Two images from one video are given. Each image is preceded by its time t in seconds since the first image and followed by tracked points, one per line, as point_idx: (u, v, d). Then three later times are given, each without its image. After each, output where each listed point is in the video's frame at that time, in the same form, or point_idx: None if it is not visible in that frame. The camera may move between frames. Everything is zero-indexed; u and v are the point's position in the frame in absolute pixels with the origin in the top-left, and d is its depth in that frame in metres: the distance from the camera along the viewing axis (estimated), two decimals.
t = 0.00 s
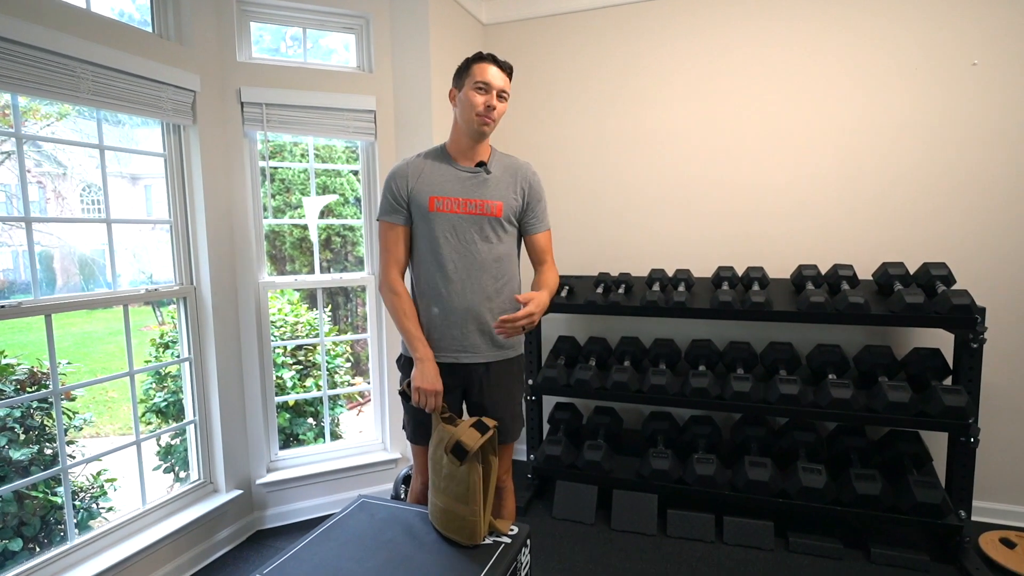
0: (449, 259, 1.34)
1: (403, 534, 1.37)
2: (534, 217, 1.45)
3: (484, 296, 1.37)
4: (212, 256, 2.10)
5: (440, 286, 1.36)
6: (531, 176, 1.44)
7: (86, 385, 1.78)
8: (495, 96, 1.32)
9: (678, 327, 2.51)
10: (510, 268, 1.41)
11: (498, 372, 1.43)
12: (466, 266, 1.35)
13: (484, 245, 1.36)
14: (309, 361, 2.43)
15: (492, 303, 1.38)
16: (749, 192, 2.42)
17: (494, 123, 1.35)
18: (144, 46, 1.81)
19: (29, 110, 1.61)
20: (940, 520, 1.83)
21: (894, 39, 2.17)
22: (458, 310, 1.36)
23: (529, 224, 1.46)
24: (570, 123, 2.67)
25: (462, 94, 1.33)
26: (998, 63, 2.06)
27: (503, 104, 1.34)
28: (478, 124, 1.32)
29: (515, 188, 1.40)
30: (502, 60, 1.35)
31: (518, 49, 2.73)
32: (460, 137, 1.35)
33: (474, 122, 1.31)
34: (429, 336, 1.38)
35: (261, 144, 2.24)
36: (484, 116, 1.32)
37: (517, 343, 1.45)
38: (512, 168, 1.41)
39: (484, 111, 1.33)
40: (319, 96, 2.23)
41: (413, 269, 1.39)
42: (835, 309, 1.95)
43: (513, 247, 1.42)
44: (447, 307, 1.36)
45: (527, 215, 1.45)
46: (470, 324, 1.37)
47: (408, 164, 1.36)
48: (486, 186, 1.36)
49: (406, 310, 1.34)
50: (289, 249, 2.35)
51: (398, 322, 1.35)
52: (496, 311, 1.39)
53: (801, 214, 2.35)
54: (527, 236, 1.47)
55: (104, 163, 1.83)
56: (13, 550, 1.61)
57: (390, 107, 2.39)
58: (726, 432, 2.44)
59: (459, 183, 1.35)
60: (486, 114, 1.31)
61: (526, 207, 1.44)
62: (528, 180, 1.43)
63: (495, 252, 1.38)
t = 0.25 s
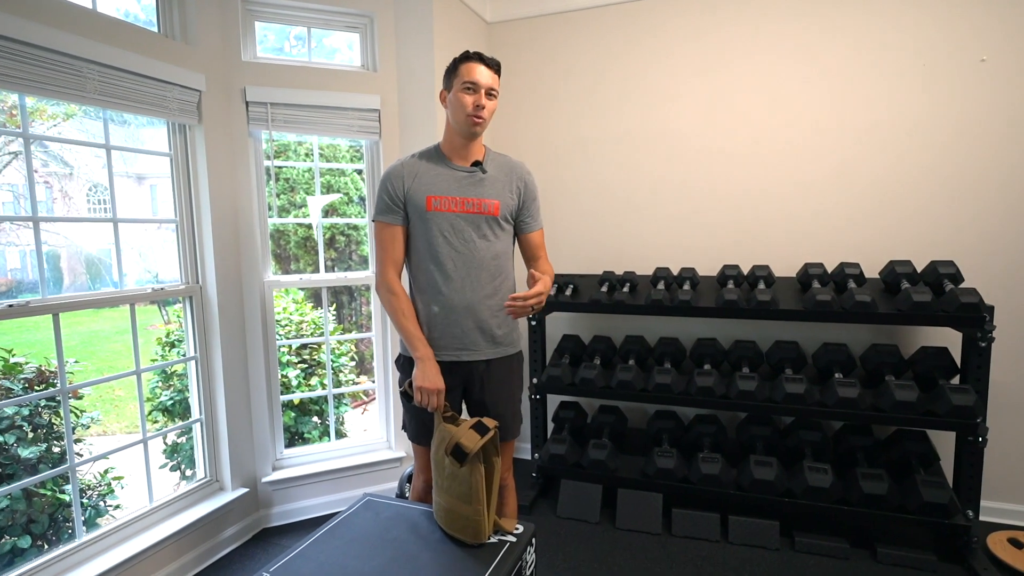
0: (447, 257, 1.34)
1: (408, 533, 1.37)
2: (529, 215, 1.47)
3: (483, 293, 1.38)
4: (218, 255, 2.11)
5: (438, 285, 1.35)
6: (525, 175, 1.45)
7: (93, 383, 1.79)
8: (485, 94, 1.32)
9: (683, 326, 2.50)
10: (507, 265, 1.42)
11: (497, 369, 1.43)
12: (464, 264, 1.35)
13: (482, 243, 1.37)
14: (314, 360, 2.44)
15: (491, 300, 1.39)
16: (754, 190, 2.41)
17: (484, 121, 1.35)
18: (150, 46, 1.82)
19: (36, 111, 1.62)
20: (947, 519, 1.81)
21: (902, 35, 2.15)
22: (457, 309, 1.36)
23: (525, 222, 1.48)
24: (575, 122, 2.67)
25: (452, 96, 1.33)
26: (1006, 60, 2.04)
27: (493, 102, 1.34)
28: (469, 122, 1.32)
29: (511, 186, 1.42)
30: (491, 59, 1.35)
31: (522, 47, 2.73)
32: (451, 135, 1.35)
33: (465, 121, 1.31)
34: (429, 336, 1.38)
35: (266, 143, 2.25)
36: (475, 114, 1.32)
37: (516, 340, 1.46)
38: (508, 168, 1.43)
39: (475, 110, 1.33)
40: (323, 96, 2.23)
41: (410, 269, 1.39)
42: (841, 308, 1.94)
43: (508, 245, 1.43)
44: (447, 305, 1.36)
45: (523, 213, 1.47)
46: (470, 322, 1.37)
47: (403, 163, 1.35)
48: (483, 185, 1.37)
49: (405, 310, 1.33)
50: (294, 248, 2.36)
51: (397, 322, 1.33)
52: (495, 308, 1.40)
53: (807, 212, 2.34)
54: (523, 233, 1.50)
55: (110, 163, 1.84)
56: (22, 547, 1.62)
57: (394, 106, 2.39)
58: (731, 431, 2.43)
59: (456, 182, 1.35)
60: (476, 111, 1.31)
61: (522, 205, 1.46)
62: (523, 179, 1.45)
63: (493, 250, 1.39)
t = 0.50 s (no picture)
0: (453, 256, 1.34)
1: (415, 532, 1.37)
2: (527, 214, 1.50)
3: (489, 291, 1.39)
4: (225, 254, 2.11)
5: (444, 284, 1.35)
6: (523, 174, 1.48)
7: (102, 382, 1.80)
8: (483, 92, 1.32)
9: (689, 325, 2.49)
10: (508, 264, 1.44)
11: (502, 365, 1.45)
12: (470, 262, 1.36)
13: (486, 242, 1.38)
14: (320, 359, 2.44)
15: (495, 298, 1.41)
16: (761, 188, 2.39)
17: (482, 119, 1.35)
18: (157, 46, 1.83)
19: (45, 111, 1.63)
20: (957, 519, 1.80)
21: (910, 32, 2.14)
22: (464, 308, 1.36)
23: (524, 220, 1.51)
24: (580, 121, 2.66)
25: (450, 95, 1.34)
26: (1017, 56, 2.02)
27: (491, 99, 1.35)
28: (467, 121, 1.32)
29: (510, 186, 1.44)
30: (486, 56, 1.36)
31: (527, 46, 2.72)
32: (450, 135, 1.36)
33: (465, 120, 1.32)
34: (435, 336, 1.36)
35: (273, 143, 2.25)
36: (474, 113, 1.32)
37: (518, 336, 1.48)
38: (507, 168, 1.45)
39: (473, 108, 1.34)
40: (329, 95, 2.23)
41: (413, 269, 1.37)
42: (849, 306, 1.93)
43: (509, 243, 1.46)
44: (453, 305, 1.35)
45: (522, 211, 1.49)
46: (476, 320, 1.38)
47: (404, 163, 1.33)
48: (486, 184, 1.38)
49: (410, 310, 1.31)
50: (300, 247, 2.36)
51: (402, 323, 1.31)
52: (499, 305, 1.42)
53: (815, 210, 2.33)
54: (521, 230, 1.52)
55: (118, 163, 1.85)
56: (33, 544, 1.63)
57: (400, 105, 2.39)
58: (738, 430, 2.42)
59: (459, 181, 1.35)
60: (475, 110, 1.32)
61: (521, 204, 1.49)
62: (521, 179, 1.48)
63: (497, 248, 1.40)
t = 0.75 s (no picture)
0: (458, 255, 1.34)
1: (423, 530, 1.38)
2: (527, 214, 1.51)
3: (494, 289, 1.40)
4: (232, 253, 2.12)
5: (450, 283, 1.35)
6: (524, 173, 1.49)
7: (111, 380, 1.81)
8: (479, 89, 1.31)
9: (696, 323, 2.48)
10: (511, 262, 1.45)
11: (509, 363, 1.45)
12: (475, 261, 1.36)
13: (491, 240, 1.38)
14: (327, 358, 2.45)
15: (500, 296, 1.41)
16: (768, 186, 2.38)
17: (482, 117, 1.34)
18: (164, 46, 1.83)
19: (54, 112, 1.64)
20: (967, 520, 1.79)
21: (920, 28, 2.12)
22: (471, 306, 1.36)
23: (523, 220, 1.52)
24: (586, 119, 2.66)
25: (446, 97, 1.33)
26: None
27: (489, 95, 1.34)
28: (466, 120, 1.32)
29: (512, 185, 1.44)
30: (480, 53, 1.35)
31: (533, 44, 2.72)
32: (450, 135, 1.36)
33: (464, 119, 1.32)
34: (441, 335, 1.36)
35: (279, 142, 2.26)
36: (473, 111, 1.32)
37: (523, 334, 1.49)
38: (508, 167, 1.45)
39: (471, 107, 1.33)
40: (336, 94, 2.23)
41: (417, 270, 1.37)
42: (858, 305, 1.92)
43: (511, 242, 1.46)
44: (460, 304, 1.35)
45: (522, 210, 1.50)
46: (482, 318, 1.38)
47: (406, 163, 1.32)
48: (488, 183, 1.39)
49: (416, 310, 1.31)
50: (306, 246, 2.37)
51: (408, 323, 1.31)
52: (504, 303, 1.43)
53: (823, 208, 2.31)
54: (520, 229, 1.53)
55: (126, 163, 1.86)
56: (43, 542, 1.64)
57: (406, 104, 2.39)
58: (745, 429, 2.41)
59: (462, 180, 1.35)
60: (473, 108, 1.31)
61: (521, 203, 1.49)
62: (521, 178, 1.49)
63: (500, 247, 1.41)
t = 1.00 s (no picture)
0: (461, 255, 1.34)
1: (428, 529, 1.38)
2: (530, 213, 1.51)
3: (497, 289, 1.40)
4: (238, 252, 2.13)
5: (453, 283, 1.34)
6: (526, 173, 1.49)
7: (117, 379, 1.82)
8: (480, 87, 1.32)
9: (702, 323, 2.48)
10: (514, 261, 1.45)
11: (514, 361, 1.45)
12: (478, 261, 1.36)
13: (495, 240, 1.38)
14: (332, 357, 2.45)
15: (503, 295, 1.41)
16: (774, 185, 2.37)
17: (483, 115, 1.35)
18: (171, 46, 1.84)
19: (61, 112, 1.65)
20: (975, 520, 1.77)
21: (927, 25, 2.10)
22: (474, 305, 1.36)
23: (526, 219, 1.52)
24: (591, 118, 2.65)
25: (447, 97, 1.33)
26: None
27: (490, 93, 1.34)
28: (467, 119, 1.32)
29: (515, 184, 1.44)
30: (479, 53, 1.36)
31: (538, 43, 2.71)
32: (452, 135, 1.36)
33: (466, 118, 1.32)
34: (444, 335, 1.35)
35: (284, 142, 2.26)
36: (474, 110, 1.32)
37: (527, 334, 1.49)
38: (510, 166, 1.46)
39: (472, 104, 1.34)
40: (341, 94, 2.24)
41: (419, 270, 1.37)
42: (865, 304, 1.91)
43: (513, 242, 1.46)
44: (463, 303, 1.35)
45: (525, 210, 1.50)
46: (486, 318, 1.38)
47: (409, 163, 1.32)
48: (491, 183, 1.39)
49: (419, 310, 1.31)
50: (311, 246, 2.37)
51: (411, 323, 1.31)
52: (507, 303, 1.43)
53: (829, 207, 2.30)
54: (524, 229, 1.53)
55: (133, 162, 1.87)
56: (51, 540, 1.65)
57: (411, 103, 2.39)
58: (751, 429, 2.41)
59: (465, 180, 1.35)
60: (474, 107, 1.32)
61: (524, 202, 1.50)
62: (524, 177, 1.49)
63: (504, 246, 1.41)
